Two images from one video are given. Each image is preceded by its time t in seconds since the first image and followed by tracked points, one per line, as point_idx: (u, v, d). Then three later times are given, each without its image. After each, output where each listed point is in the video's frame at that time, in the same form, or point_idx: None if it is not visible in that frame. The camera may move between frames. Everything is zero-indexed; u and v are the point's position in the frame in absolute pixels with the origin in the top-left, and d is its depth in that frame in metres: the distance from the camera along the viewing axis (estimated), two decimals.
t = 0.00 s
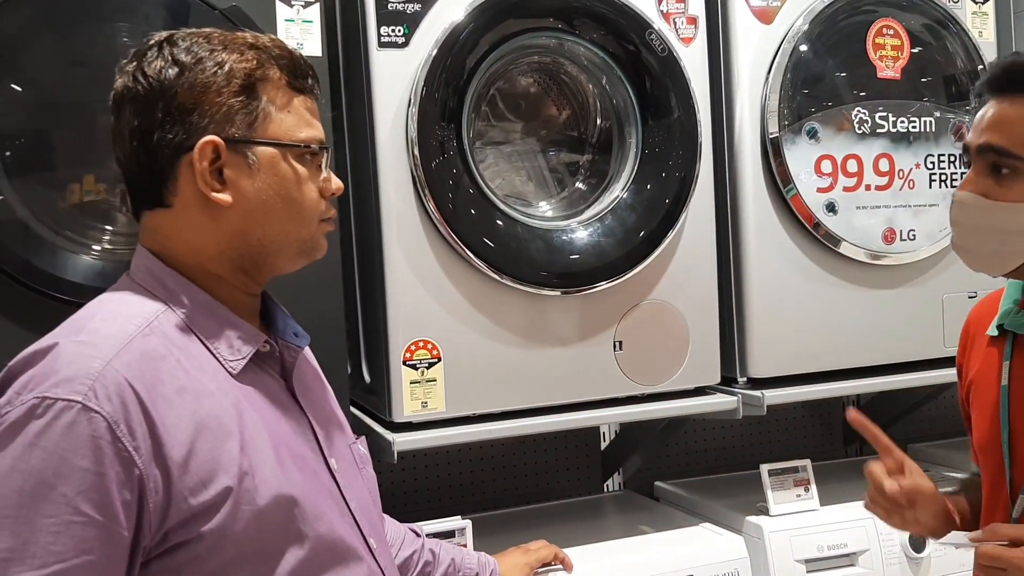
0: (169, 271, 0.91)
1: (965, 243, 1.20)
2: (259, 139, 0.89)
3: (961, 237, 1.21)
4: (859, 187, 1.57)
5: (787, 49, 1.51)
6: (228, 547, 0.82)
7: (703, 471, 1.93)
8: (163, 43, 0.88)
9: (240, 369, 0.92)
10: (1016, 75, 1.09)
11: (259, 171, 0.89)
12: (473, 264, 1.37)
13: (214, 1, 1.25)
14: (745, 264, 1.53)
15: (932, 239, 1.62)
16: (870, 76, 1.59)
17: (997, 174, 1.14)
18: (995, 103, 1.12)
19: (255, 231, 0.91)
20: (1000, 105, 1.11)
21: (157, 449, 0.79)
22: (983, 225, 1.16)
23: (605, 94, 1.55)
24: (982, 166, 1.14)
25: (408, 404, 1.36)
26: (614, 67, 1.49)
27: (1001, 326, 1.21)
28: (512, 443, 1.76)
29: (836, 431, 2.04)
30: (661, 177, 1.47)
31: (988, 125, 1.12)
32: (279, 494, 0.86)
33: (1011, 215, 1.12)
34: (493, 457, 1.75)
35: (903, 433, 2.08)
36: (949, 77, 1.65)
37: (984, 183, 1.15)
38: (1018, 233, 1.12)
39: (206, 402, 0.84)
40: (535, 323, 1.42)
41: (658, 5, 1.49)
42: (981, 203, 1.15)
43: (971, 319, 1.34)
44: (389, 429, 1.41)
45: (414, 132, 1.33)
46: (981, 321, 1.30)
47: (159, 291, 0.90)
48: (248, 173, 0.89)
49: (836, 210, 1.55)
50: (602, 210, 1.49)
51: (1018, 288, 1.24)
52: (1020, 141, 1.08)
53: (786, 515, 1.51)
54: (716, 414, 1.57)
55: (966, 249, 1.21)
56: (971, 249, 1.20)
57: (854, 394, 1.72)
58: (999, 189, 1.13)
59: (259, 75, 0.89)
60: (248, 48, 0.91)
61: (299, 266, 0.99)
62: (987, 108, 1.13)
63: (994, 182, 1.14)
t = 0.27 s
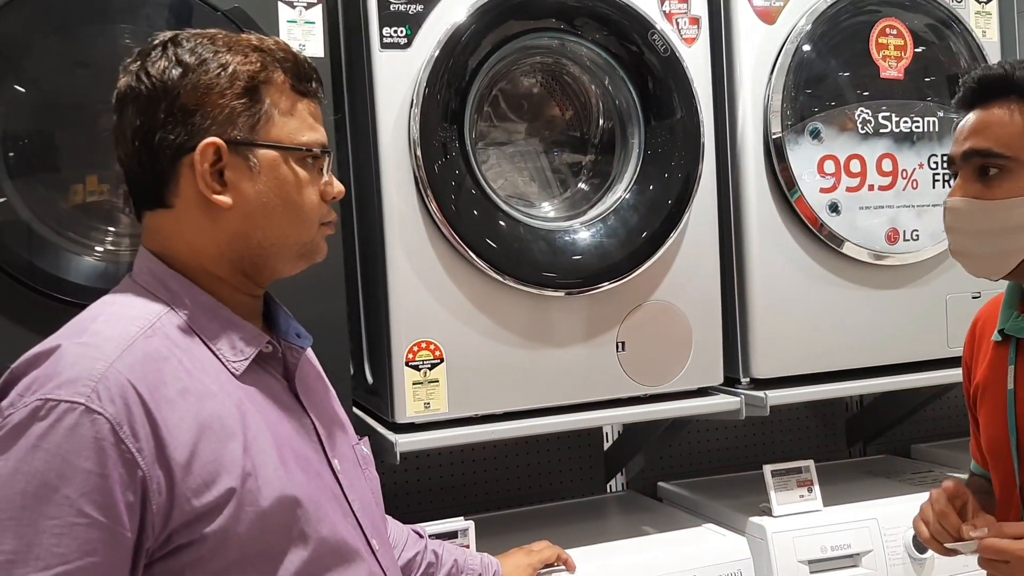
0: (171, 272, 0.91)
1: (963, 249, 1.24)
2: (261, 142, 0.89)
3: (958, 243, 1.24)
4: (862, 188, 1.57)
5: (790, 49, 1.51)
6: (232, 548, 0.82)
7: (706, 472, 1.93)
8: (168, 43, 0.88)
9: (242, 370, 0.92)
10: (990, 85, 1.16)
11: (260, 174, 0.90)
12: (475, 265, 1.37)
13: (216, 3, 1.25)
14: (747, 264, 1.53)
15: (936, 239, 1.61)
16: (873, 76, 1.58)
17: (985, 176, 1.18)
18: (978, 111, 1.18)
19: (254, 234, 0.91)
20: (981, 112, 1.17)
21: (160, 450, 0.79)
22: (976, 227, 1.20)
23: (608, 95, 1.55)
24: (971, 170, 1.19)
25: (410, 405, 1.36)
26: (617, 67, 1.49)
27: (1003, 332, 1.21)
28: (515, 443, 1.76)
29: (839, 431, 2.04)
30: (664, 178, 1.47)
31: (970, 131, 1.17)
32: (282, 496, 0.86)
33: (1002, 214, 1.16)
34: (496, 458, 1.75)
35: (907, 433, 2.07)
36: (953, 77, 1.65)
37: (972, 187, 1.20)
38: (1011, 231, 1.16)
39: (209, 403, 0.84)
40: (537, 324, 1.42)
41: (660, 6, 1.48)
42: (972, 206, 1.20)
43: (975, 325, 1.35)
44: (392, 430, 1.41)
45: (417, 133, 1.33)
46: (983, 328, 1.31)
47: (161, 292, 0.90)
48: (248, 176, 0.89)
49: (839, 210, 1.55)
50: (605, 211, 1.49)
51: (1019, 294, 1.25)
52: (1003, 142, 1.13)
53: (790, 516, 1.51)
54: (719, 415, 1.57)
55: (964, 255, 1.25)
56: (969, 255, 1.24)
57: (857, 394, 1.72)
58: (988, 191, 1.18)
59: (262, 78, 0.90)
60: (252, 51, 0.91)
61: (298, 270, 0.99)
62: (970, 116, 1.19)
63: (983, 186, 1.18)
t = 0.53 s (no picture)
0: (176, 275, 0.91)
1: (981, 256, 1.23)
2: (256, 141, 0.89)
3: (977, 250, 1.23)
4: (869, 187, 1.55)
5: (796, 48, 1.50)
6: (238, 552, 0.81)
7: (713, 473, 1.92)
8: (157, 47, 0.88)
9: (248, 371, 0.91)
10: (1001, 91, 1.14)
11: (256, 174, 0.89)
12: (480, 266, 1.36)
13: (220, 5, 1.25)
14: (754, 265, 1.52)
15: (944, 239, 1.60)
16: (880, 75, 1.57)
17: (1001, 183, 1.17)
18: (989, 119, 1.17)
19: (252, 235, 0.91)
20: (993, 120, 1.15)
21: (167, 453, 0.79)
22: (994, 237, 1.18)
23: (612, 94, 1.54)
24: (986, 178, 1.18)
25: (415, 408, 1.36)
26: (621, 67, 1.48)
27: (1017, 330, 1.21)
28: (521, 445, 1.76)
29: (847, 432, 2.03)
30: (669, 178, 1.46)
31: (985, 140, 1.15)
32: (289, 498, 0.85)
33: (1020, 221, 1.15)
34: (501, 460, 1.74)
35: (915, 434, 2.06)
36: (960, 76, 1.63)
37: (988, 195, 1.18)
38: None
39: (215, 405, 0.83)
40: (542, 326, 1.42)
41: (666, 5, 1.47)
42: (988, 215, 1.18)
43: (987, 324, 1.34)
44: (397, 432, 1.41)
45: (421, 134, 1.32)
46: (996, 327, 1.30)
47: (167, 296, 0.90)
48: (245, 176, 0.88)
49: (847, 210, 1.54)
50: (610, 211, 1.48)
51: None
52: (1018, 150, 1.12)
53: (797, 518, 1.50)
54: (726, 416, 1.56)
55: (983, 261, 1.23)
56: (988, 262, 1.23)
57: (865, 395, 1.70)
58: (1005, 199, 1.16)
59: (253, 76, 0.89)
60: (242, 51, 0.90)
61: (300, 270, 0.98)
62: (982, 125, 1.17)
63: (999, 194, 1.17)
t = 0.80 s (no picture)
0: (181, 273, 0.91)
1: (990, 242, 1.22)
2: (254, 139, 0.88)
3: (985, 235, 1.22)
4: (875, 184, 1.55)
5: (800, 45, 1.50)
6: (246, 547, 0.81)
7: (719, 472, 1.91)
8: (143, 54, 0.87)
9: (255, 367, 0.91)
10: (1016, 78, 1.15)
11: (258, 172, 0.89)
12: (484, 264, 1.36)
13: (224, 5, 1.25)
14: (759, 262, 1.51)
15: (950, 236, 1.59)
16: (886, 72, 1.56)
17: (1014, 169, 1.17)
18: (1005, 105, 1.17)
19: (258, 233, 0.91)
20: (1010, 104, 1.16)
21: (175, 450, 0.78)
22: (1006, 219, 1.18)
23: (616, 92, 1.54)
24: (999, 163, 1.18)
25: (420, 406, 1.36)
26: (625, 64, 1.48)
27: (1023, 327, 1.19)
28: (526, 444, 1.76)
29: (853, 430, 2.02)
30: (674, 176, 1.46)
31: (1000, 125, 1.16)
32: (297, 494, 0.85)
33: None
34: (506, 459, 1.74)
35: (922, 432, 2.05)
36: (966, 72, 1.62)
37: (1001, 179, 1.18)
38: None
39: (223, 401, 0.83)
40: (547, 324, 1.41)
41: (669, 3, 1.47)
42: (1001, 198, 1.17)
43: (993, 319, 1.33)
44: (402, 431, 1.41)
45: (425, 133, 1.32)
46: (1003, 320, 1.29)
47: (173, 294, 0.90)
48: (246, 175, 0.89)
49: (852, 207, 1.53)
50: (614, 210, 1.48)
51: None
52: None
53: (804, 516, 1.49)
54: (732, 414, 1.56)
55: (990, 248, 1.22)
56: (997, 249, 1.22)
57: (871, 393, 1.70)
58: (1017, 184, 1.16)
59: (243, 74, 0.88)
60: (227, 48, 0.89)
61: (307, 263, 0.98)
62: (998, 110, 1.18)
63: (1012, 178, 1.17)
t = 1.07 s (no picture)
0: (185, 274, 0.91)
1: (980, 241, 1.22)
2: (260, 145, 0.88)
3: (975, 235, 1.22)
4: (878, 183, 1.55)
5: (803, 45, 1.50)
6: (253, 544, 0.81)
7: (722, 472, 1.91)
8: (152, 55, 0.87)
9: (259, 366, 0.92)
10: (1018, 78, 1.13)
11: (262, 178, 0.89)
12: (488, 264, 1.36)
13: (227, 5, 1.25)
14: (762, 261, 1.51)
15: (953, 235, 1.59)
16: (889, 71, 1.56)
17: (1006, 171, 1.16)
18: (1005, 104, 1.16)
19: (262, 238, 0.91)
20: (1010, 104, 1.15)
21: (183, 447, 0.78)
22: (997, 221, 1.17)
23: (619, 93, 1.54)
24: (993, 163, 1.17)
25: (424, 406, 1.36)
26: (628, 64, 1.48)
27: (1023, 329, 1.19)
28: (529, 445, 1.76)
29: (856, 430, 2.02)
30: (677, 176, 1.46)
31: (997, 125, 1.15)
32: (303, 491, 0.85)
33: None
34: (509, 459, 1.74)
35: (925, 432, 2.05)
36: (969, 71, 1.62)
37: (993, 180, 1.17)
38: None
39: (229, 399, 0.83)
40: (550, 324, 1.41)
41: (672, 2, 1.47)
42: (991, 200, 1.17)
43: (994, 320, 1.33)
44: (406, 431, 1.41)
45: (427, 133, 1.32)
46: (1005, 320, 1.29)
47: (177, 295, 0.90)
48: (250, 181, 0.89)
49: (855, 206, 1.53)
50: (617, 210, 1.48)
51: None
52: None
53: (807, 516, 1.49)
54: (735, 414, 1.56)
55: (980, 248, 1.23)
56: (987, 249, 1.22)
57: (874, 392, 1.70)
58: (1008, 186, 1.16)
59: (251, 79, 0.88)
60: (237, 53, 0.89)
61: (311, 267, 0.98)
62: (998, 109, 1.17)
63: (1004, 179, 1.16)
